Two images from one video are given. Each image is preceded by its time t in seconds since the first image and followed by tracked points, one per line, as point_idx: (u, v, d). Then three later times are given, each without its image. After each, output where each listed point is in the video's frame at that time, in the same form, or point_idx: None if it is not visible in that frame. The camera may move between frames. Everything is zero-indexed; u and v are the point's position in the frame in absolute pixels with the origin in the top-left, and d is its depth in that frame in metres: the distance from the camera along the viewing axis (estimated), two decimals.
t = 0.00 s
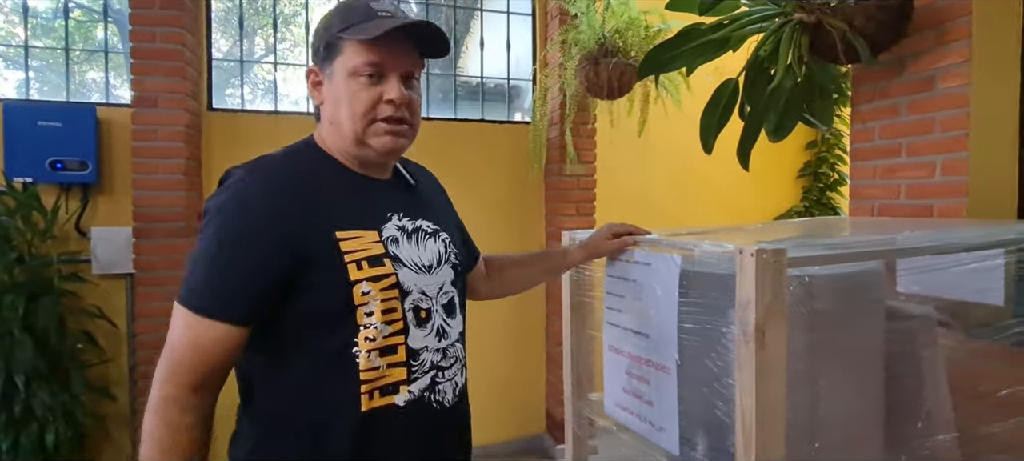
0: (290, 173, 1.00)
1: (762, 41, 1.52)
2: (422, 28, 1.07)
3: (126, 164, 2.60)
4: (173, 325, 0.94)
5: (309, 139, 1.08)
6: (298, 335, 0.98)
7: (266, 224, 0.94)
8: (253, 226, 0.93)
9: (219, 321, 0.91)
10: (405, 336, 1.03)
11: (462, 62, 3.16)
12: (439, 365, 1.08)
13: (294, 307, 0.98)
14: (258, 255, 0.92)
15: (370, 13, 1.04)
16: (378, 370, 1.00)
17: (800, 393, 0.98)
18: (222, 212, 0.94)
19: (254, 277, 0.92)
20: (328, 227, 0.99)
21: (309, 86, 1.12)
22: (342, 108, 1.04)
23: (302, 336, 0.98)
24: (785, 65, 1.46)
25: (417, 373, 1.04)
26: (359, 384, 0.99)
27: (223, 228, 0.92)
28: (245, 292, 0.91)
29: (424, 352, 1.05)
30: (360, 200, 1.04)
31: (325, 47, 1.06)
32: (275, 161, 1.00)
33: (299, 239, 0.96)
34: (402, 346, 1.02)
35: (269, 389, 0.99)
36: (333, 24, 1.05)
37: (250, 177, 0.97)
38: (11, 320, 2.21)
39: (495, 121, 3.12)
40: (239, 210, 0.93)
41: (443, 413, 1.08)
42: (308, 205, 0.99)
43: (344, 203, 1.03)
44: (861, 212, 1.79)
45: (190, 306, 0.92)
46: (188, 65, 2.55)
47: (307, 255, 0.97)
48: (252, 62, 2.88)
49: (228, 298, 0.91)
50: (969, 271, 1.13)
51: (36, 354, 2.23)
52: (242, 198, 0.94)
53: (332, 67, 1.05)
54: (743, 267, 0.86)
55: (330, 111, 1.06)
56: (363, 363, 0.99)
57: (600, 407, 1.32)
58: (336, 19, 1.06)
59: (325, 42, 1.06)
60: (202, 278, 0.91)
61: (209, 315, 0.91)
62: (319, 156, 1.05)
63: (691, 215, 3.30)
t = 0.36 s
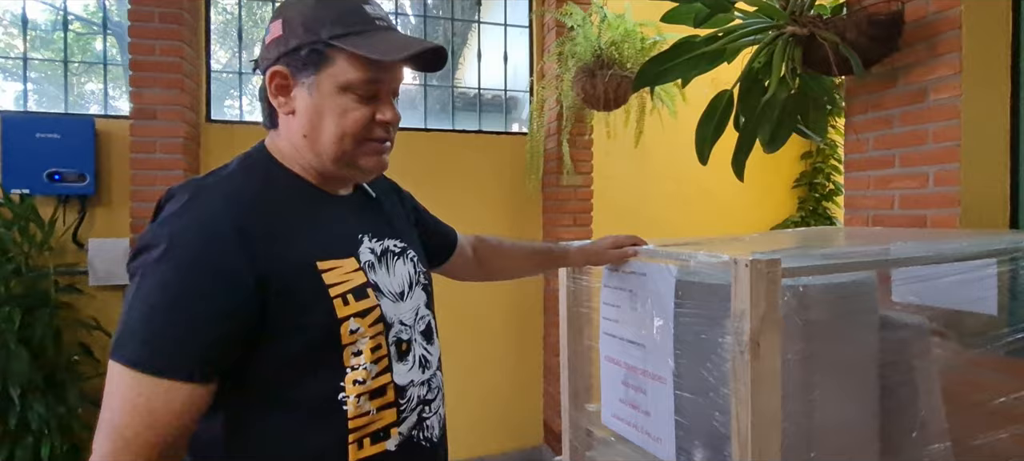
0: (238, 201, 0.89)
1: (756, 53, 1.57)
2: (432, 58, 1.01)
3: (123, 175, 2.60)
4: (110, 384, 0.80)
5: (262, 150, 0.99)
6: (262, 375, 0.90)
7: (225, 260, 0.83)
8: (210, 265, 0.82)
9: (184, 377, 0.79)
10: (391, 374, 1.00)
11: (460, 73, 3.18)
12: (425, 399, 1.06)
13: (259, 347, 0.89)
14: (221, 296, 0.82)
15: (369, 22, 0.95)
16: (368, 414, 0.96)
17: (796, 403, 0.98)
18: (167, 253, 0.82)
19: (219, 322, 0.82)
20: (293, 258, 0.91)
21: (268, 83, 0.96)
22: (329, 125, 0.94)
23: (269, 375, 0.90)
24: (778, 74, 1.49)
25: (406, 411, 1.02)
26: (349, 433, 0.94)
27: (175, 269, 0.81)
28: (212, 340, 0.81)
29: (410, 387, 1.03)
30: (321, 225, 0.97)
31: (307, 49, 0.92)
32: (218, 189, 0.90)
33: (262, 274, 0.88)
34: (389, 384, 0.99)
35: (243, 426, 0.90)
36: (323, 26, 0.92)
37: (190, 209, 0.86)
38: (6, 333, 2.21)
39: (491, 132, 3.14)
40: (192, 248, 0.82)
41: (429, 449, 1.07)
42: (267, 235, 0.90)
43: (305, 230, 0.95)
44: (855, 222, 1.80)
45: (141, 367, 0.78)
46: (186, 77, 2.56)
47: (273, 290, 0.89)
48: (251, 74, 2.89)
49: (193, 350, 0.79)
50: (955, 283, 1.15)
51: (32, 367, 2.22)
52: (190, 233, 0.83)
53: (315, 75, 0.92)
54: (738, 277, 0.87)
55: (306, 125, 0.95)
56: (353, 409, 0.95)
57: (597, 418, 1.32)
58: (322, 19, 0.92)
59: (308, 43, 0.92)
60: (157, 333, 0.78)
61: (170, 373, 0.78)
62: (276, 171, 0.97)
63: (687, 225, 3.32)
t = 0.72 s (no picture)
0: (216, 221, 0.89)
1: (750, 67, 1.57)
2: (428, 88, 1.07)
3: (121, 190, 2.60)
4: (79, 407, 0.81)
5: (246, 165, 0.98)
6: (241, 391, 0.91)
7: (201, 285, 0.83)
8: (186, 291, 0.82)
9: (159, 404, 0.80)
10: (362, 401, 0.99)
11: (457, 87, 3.20)
12: (393, 425, 1.05)
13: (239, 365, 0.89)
14: (198, 323, 0.82)
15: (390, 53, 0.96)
16: (335, 442, 0.95)
17: (792, 416, 0.98)
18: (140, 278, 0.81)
19: (195, 349, 0.82)
20: (273, 278, 0.91)
21: (282, 106, 0.93)
22: (347, 153, 0.95)
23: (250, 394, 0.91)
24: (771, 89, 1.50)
25: (374, 439, 1.01)
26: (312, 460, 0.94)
27: (149, 296, 0.80)
28: (188, 368, 0.81)
29: (380, 414, 1.02)
30: (303, 243, 0.97)
31: (338, 80, 0.92)
32: (195, 207, 0.89)
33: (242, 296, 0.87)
34: (359, 412, 0.99)
35: (233, 444, 0.91)
36: (356, 58, 0.92)
37: (164, 231, 0.85)
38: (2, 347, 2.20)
39: (489, 145, 3.15)
40: (167, 274, 0.82)
41: None
42: (245, 255, 0.90)
43: (285, 249, 0.94)
44: (852, 234, 1.80)
45: (114, 396, 0.78)
46: (185, 92, 2.57)
47: (253, 311, 0.88)
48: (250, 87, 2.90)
49: (167, 378, 0.80)
50: (951, 295, 1.14)
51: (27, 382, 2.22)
52: (164, 258, 0.82)
53: (340, 105, 0.92)
54: (733, 290, 0.87)
55: (321, 152, 0.94)
56: (317, 437, 0.94)
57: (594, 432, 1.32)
58: (354, 50, 0.93)
59: (336, 74, 0.91)
60: (130, 361, 0.79)
61: (144, 402, 0.79)
62: (257, 187, 0.96)
63: (685, 237, 3.32)
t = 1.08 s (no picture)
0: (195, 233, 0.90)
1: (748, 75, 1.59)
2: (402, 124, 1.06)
3: (121, 198, 2.61)
4: (50, 410, 0.81)
5: (221, 182, 0.99)
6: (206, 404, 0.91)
7: (178, 295, 0.85)
8: (162, 299, 0.83)
9: (126, 409, 0.80)
10: (321, 410, 1.00)
11: (457, 95, 3.21)
12: (348, 431, 1.06)
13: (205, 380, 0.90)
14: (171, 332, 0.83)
15: (364, 88, 0.96)
16: (294, 447, 0.96)
17: (790, 424, 0.98)
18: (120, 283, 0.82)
19: (167, 357, 0.83)
20: (247, 294, 0.92)
21: (254, 129, 0.92)
22: (314, 181, 0.94)
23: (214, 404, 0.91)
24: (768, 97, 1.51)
25: (331, 445, 1.02)
26: None
27: (127, 301, 0.82)
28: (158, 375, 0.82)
29: (337, 422, 1.03)
30: (276, 260, 0.98)
31: (310, 110, 0.91)
32: (174, 219, 0.91)
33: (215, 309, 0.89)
34: (318, 419, 0.99)
35: (220, 450, 0.91)
36: (330, 91, 0.92)
37: (145, 240, 0.86)
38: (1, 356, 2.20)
39: (487, 153, 3.15)
40: (146, 281, 0.83)
41: None
42: (220, 269, 0.91)
43: (259, 266, 0.96)
44: (850, 241, 1.81)
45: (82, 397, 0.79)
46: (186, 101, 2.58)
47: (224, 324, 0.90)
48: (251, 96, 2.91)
49: (136, 385, 0.80)
50: (949, 302, 1.14)
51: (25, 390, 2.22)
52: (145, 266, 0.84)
53: (310, 134, 0.91)
54: (728, 297, 0.88)
55: (289, 177, 0.94)
56: (277, 443, 0.95)
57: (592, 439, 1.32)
58: (329, 82, 0.92)
59: (308, 105, 0.91)
60: (101, 368, 0.79)
61: (111, 406, 0.79)
62: (231, 201, 0.97)
63: (685, 244, 3.32)
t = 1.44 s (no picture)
0: (153, 236, 1.00)
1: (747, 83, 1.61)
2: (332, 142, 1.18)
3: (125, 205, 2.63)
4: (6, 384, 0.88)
5: (171, 198, 1.08)
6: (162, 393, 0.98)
7: (132, 288, 0.94)
8: (118, 289, 0.92)
9: (79, 383, 0.88)
10: (261, 394, 1.05)
11: (458, 103, 3.23)
12: (291, 418, 1.11)
13: (147, 371, 0.98)
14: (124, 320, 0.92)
15: (291, 106, 1.09)
16: (234, 426, 1.02)
17: (791, 430, 0.99)
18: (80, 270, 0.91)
19: (116, 342, 0.91)
20: (193, 293, 1.01)
21: (195, 146, 1.04)
22: (251, 188, 1.05)
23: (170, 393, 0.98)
24: (767, 105, 1.53)
25: (271, 428, 1.07)
26: (212, 440, 1.01)
27: (87, 286, 0.90)
28: (109, 356, 0.90)
29: (278, 407, 1.08)
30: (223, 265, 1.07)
31: (241, 126, 1.03)
32: (134, 222, 1.00)
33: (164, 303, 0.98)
34: (258, 403, 1.05)
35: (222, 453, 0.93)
36: (258, 110, 1.04)
37: (103, 238, 0.95)
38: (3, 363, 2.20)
39: (487, 161, 3.16)
40: (101, 272, 0.91)
41: None
42: (167, 265, 1.00)
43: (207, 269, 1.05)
44: (850, 248, 1.82)
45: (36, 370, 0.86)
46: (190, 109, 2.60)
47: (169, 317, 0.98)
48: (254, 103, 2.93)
49: (85, 362, 0.88)
50: (949, 308, 1.14)
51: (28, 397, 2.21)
52: (104, 257, 0.92)
53: (244, 146, 1.03)
54: (728, 303, 0.89)
55: (228, 186, 1.05)
56: (217, 420, 1.01)
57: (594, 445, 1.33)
58: (259, 103, 1.05)
59: (240, 120, 1.03)
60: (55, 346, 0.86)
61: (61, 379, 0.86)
62: (180, 213, 1.06)
63: (686, 251, 3.33)
